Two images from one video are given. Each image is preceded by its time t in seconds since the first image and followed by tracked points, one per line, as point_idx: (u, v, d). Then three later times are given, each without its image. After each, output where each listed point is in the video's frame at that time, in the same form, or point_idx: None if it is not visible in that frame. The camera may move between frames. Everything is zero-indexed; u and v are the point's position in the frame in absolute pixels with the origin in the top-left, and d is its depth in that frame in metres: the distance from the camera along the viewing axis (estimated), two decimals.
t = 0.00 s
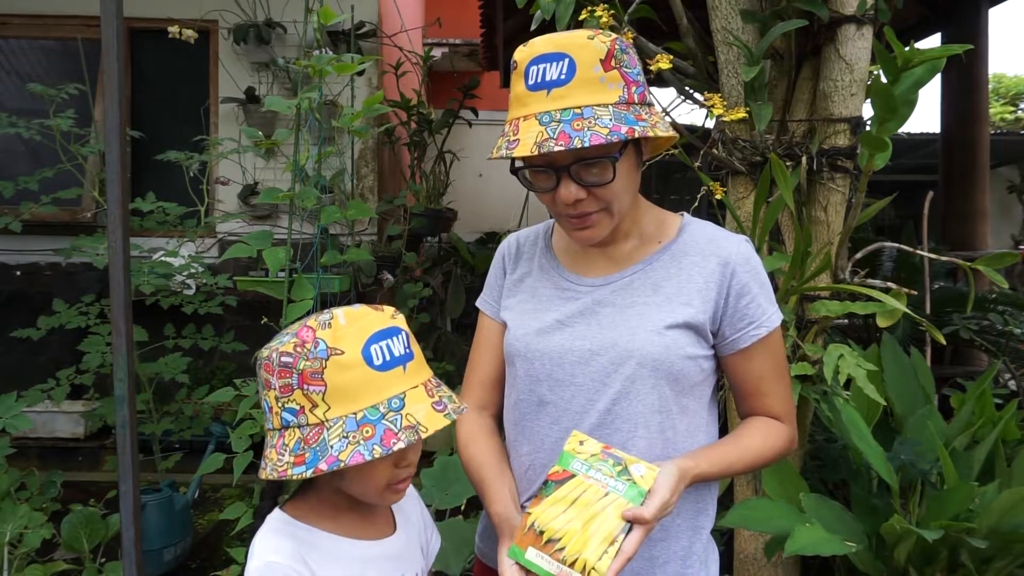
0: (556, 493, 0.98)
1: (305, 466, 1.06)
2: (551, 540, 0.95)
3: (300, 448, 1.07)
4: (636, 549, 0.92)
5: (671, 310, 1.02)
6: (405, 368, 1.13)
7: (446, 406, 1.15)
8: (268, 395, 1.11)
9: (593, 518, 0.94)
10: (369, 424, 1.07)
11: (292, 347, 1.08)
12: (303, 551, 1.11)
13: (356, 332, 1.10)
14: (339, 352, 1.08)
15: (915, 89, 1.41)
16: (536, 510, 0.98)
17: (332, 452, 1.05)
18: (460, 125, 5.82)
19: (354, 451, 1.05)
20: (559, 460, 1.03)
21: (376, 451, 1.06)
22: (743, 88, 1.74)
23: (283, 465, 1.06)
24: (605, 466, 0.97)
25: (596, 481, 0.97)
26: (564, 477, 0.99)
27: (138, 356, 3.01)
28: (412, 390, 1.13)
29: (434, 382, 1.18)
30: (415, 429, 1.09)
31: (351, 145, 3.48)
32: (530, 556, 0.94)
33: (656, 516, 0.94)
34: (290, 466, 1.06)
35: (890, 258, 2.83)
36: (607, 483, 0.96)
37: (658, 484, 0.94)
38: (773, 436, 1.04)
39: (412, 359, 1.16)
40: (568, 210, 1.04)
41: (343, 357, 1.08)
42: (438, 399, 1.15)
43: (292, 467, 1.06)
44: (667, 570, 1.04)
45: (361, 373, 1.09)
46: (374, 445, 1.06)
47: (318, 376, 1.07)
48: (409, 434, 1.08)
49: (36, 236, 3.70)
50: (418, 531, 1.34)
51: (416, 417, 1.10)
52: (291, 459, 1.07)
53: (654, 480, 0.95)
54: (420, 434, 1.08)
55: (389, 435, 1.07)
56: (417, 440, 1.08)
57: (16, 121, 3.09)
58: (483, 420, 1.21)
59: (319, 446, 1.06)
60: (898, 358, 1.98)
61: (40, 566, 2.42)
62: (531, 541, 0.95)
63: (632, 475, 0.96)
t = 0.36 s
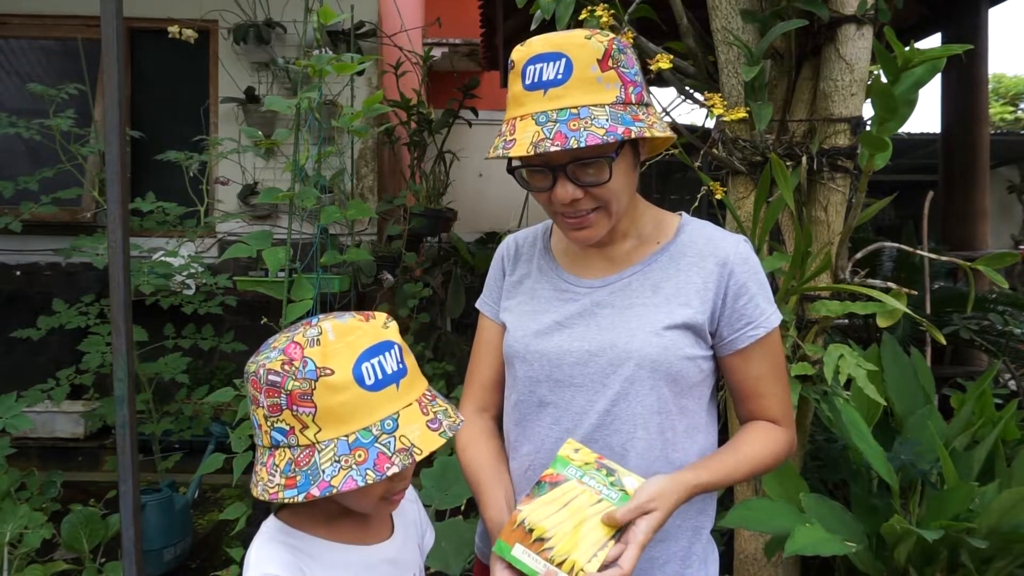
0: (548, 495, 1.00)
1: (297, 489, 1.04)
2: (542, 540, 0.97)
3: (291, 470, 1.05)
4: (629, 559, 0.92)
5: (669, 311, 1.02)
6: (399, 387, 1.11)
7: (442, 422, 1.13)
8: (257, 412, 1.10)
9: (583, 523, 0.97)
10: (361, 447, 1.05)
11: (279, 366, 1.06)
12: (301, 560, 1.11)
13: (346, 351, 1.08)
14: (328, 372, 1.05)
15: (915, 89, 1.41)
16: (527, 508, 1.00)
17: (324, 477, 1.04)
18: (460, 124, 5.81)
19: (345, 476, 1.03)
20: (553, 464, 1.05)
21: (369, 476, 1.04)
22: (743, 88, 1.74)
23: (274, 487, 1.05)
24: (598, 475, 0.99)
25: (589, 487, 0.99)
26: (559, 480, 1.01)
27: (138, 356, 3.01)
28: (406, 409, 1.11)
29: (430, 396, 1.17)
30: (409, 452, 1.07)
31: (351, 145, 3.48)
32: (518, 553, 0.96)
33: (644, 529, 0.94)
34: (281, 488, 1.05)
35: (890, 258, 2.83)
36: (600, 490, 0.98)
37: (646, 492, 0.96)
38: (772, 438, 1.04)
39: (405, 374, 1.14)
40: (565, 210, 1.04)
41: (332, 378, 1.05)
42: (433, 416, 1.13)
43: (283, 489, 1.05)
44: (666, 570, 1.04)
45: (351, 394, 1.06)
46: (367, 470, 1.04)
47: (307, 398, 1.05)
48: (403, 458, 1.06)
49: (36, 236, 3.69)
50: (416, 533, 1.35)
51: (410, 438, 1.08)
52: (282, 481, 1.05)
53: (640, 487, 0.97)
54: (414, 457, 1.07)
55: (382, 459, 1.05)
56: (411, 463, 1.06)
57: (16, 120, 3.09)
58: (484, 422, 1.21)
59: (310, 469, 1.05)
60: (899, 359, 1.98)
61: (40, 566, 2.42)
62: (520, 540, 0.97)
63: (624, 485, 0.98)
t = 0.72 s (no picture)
0: (545, 495, 1.01)
1: (313, 497, 1.02)
2: (537, 537, 0.98)
3: (304, 478, 1.03)
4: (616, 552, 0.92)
5: (669, 311, 1.02)
6: (410, 390, 1.11)
7: (452, 423, 1.13)
8: (263, 420, 1.05)
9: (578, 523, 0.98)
10: (378, 452, 1.05)
11: (288, 372, 1.02)
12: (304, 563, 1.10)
13: (356, 355, 1.06)
14: (342, 377, 1.03)
15: (915, 89, 1.41)
16: (524, 507, 1.02)
17: (341, 483, 1.02)
18: (460, 124, 5.81)
19: (364, 482, 1.02)
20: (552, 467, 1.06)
21: (388, 481, 1.03)
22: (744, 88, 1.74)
23: (288, 496, 1.02)
24: (595, 477, 1.00)
25: (586, 487, 0.99)
26: (557, 481, 1.02)
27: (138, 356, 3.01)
28: (418, 411, 1.11)
29: (437, 398, 1.17)
30: (425, 454, 1.07)
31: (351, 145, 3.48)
32: (513, 549, 0.97)
33: (635, 522, 0.93)
34: (295, 497, 1.02)
35: (890, 258, 2.83)
36: (596, 491, 0.99)
37: (637, 487, 0.96)
38: (771, 439, 1.04)
39: (414, 376, 1.13)
40: (564, 211, 1.04)
41: (345, 384, 1.03)
42: (444, 418, 1.13)
43: (297, 498, 1.02)
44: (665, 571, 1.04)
45: (365, 399, 1.05)
46: (386, 474, 1.03)
47: (320, 404, 1.02)
48: (420, 460, 1.06)
49: (36, 236, 3.69)
50: (415, 534, 1.35)
51: (424, 440, 1.08)
52: (295, 489, 1.02)
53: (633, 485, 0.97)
54: (431, 458, 1.07)
55: (400, 463, 1.05)
56: (429, 465, 1.06)
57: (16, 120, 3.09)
58: (485, 421, 1.22)
59: (326, 476, 1.02)
60: (898, 359, 1.98)
61: (40, 566, 2.42)
62: (515, 536, 0.99)
63: (620, 487, 0.99)
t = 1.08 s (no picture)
0: (545, 496, 1.01)
1: (330, 497, 1.02)
2: (537, 538, 0.98)
3: (320, 478, 1.03)
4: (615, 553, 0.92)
5: (670, 311, 1.02)
6: (421, 387, 1.11)
7: (463, 419, 1.14)
8: (274, 422, 1.04)
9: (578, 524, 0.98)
10: (393, 450, 1.05)
11: (300, 374, 1.02)
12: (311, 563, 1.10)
13: (367, 354, 1.06)
14: (354, 377, 1.03)
15: (915, 89, 1.41)
16: (524, 508, 1.02)
17: (359, 482, 1.02)
18: (460, 124, 5.81)
19: (381, 480, 1.02)
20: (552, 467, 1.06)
21: (405, 478, 1.03)
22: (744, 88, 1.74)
23: (304, 497, 1.02)
24: (595, 479, 1.00)
25: (586, 489, 0.99)
26: (556, 482, 1.02)
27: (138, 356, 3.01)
28: (431, 408, 1.11)
29: (446, 395, 1.17)
30: (440, 450, 1.08)
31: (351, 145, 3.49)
32: (513, 549, 0.98)
33: (634, 523, 0.93)
34: (312, 498, 1.02)
35: (889, 258, 2.83)
36: (596, 492, 0.99)
37: (636, 487, 0.96)
38: (771, 438, 1.04)
39: (423, 373, 1.13)
40: (565, 211, 1.04)
41: (358, 384, 1.03)
42: (455, 414, 1.13)
43: (313, 498, 1.02)
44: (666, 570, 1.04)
45: (378, 399, 1.05)
46: (402, 472, 1.04)
47: (335, 405, 1.02)
48: (435, 457, 1.07)
49: (36, 236, 3.69)
50: (418, 533, 1.36)
51: (438, 436, 1.08)
52: (311, 490, 1.02)
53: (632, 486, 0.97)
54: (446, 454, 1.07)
55: (416, 460, 1.05)
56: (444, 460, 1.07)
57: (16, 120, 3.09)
58: (486, 420, 1.22)
59: (342, 476, 1.02)
60: (898, 359, 1.98)
61: (40, 566, 2.42)
62: (515, 537, 0.99)
63: (620, 488, 0.99)
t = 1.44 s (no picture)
0: (544, 495, 1.01)
1: (328, 492, 1.02)
2: (536, 537, 0.98)
3: (319, 473, 1.03)
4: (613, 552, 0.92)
5: (669, 311, 1.02)
6: (421, 385, 1.11)
7: (463, 418, 1.13)
8: (277, 416, 1.05)
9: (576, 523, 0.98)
10: (392, 446, 1.04)
11: (302, 369, 1.02)
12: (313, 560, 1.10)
13: (369, 351, 1.06)
14: (356, 373, 1.03)
15: (915, 89, 1.41)
16: (523, 507, 1.02)
17: (357, 477, 1.02)
18: (460, 124, 5.82)
19: (380, 475, 1.02)
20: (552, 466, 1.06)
21: (404, 474, 1.03)
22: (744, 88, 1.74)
23: (304, 490, 1.02)
24: (594, 478, 1.00)
25: (585, 488, 0.99)
26: (555, 482, 1.02)
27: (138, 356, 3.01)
28: (430, 405, 1.11)
29: (447, 393, 1.17)
30: (438, 447, 1.07)
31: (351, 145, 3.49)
32: (512, 548, 0.98)
33: (633, 523, 0.93)
34: (311, 492, 1.02)
35: (889, 258, 2.83)
36: (595, 491, 0.99)
37: (635, 487, 0.96)
38: (769, 438, 1.04)
39: (424, 371, 1.13)
40: (564, 212, 1.04)
41: (359, 379, 1.03)
42: (454, 412, 1.13)
43: (313, 492, 1.02)
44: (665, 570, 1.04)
45: (379, 395, 1.05)
46: (401, 468, 1.03)
47: (335, 400, 1.02)
48: (433, 454, 1.06)
49: (36, 236, 3.69)
50: (419, 533, 1.36)
51: (437, 434, 1.08)
52: (311, 484, 1.02)
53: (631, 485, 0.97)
54: (444, 451, 1.07)
55: (414, 456, 1.05)
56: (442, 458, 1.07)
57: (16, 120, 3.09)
58: (486, 420, 1.22)
59: (341, 471, 1.02)
60: (898, 359, 1.98)
61: (40, 566, 2.42)
62: (514, 536, 0.99)
63: (619, 487, 0.99)
